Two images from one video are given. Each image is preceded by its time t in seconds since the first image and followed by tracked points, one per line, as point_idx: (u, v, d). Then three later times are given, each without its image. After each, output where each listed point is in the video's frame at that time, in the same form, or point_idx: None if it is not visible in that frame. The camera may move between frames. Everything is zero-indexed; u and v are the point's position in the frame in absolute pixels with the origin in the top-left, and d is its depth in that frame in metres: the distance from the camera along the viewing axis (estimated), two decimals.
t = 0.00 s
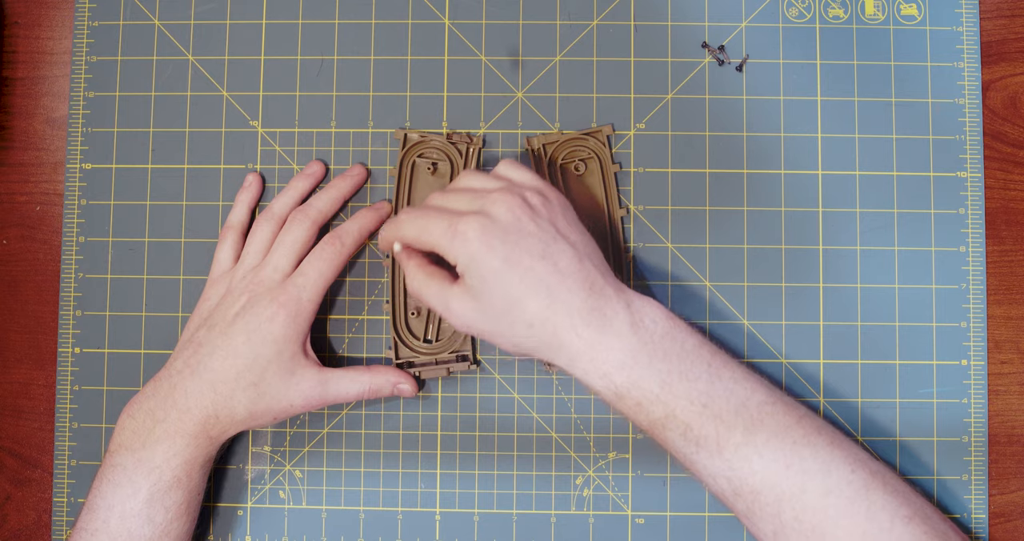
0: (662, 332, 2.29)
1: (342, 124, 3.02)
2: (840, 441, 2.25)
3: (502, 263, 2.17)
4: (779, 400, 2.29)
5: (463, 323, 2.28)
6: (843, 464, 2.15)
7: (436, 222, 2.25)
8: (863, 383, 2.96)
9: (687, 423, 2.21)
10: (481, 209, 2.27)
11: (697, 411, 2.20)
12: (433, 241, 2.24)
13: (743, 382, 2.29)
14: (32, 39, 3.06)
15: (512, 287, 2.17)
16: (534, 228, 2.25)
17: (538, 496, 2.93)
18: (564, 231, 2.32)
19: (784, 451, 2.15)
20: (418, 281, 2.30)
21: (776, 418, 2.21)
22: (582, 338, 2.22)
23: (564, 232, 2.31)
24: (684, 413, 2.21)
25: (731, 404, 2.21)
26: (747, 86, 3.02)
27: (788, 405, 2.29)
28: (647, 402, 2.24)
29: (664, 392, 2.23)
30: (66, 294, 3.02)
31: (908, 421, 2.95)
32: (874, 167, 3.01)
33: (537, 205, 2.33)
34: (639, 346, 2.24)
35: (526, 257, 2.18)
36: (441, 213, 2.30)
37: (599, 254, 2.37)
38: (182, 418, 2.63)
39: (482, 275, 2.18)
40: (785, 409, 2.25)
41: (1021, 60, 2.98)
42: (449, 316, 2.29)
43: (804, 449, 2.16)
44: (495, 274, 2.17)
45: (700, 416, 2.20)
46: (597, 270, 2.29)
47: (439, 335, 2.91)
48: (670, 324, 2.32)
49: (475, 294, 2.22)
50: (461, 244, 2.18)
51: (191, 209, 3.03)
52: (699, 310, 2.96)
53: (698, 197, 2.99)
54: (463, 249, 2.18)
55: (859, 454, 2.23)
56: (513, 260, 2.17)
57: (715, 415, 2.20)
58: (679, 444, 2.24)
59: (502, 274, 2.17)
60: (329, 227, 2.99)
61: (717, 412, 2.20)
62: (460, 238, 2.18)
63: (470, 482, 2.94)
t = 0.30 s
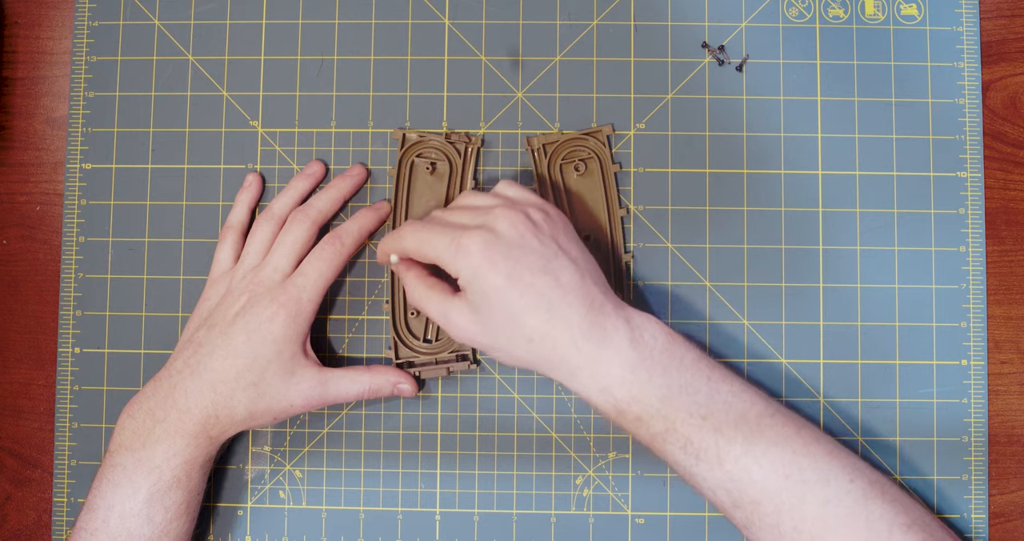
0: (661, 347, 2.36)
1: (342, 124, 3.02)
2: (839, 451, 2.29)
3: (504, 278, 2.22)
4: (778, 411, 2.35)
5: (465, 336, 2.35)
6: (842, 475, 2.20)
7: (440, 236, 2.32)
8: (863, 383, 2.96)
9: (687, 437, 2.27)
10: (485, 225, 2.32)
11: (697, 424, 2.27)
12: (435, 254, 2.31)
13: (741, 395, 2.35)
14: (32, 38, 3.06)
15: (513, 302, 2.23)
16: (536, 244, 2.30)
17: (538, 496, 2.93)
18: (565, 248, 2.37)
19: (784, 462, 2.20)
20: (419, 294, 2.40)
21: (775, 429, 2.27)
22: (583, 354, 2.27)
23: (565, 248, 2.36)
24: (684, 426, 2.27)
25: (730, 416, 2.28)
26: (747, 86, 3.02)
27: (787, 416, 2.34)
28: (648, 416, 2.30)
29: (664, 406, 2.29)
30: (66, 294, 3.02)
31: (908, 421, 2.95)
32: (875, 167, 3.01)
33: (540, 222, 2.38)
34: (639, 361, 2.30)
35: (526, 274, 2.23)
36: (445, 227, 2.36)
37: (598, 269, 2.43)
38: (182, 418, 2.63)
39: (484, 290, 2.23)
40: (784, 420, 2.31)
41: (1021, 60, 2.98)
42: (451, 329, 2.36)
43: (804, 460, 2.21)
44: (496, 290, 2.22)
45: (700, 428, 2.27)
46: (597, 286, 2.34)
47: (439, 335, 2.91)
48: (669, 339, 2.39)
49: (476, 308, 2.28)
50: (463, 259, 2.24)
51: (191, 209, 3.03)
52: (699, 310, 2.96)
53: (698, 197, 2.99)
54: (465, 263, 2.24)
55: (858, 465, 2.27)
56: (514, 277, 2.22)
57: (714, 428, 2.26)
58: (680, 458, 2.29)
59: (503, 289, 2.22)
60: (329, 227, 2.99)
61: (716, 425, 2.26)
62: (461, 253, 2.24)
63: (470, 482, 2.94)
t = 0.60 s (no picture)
0: (663, 345, 2.38)
1: (342, 124, 3.02)
2: (839, 452, 2.32)
3: (509, 272, 2.22)
4: (778, 411, 2.37)
5: (465, 331, 2.33)
6: (842, 475, 2.23)
7: (443, 227, 2.30)
8: (862, 383, 2.96)
9: (689, 435, 2.27)
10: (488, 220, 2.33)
11: (699, 422, 2.28)
12: (438, 246, 2.29)
13: (742, 394, 2.37)
14: (32, 38, 3.06)
15: (517, 296, 2.23)
16: (539, 240, 2.32)
17: (538, 497, 2.93)
18: (567, 246, 2.39)
19: (785, 461, 2.22)
20: (419, 291, 2.38)
21: (776, 429, 2.29)
22: (586, 349, 2.28)
23: (567, 246, 2.39)
24: (686, 424, 2.28)
25: (732, 414, 2.30)
26: (747, 86, 3.02)
27: (787, 417, 2.36)
28: (650, 413, 2.31)
29: (666, 403, 2.30)
30: (66, 294, 3.02)
31: (908, 421, 2.95)
32: (874, 167, 3.01)
33: (542, 219, 2.41)
34: (642, 357, 2.32)
35: (531, 268, 2.24)
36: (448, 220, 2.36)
37: (599, 269, 2.46)
38: (182, 419, 2.63)
39: (489, 284, 2.23)
40: (785, 420, 2.33)
41: (1021, 60, 2.98)
42: (452, 324, 2.34)
43: (804, 460, 2.23)
44: (501, 283, 2.22)
45: (702, 426, 2.28)
46: (600, 285, 2.36)
47: (439, 335, 2.92)
48: (671, 338, 2.42)
49: (479, 302, 2.27)
50: (468, 251, 2.23)
51: (191, 209, 3.03)
52: (699, 310, 2.96)
53: (698, 197, 2.99)
54: (470, 255, 2.24)
55: (858, 465, 2.30)
56: (518, 271, 2.22)
57: (716, 426, 2.27)
58: (682, 456, 2.30)
59: (508, 283, 2.22)
60: (329, 227, 2.99)
61: (719, 424, 2.27)
62: (466, 245, 2.24)
63: (470, 482, 2.94)
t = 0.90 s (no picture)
0: (661, 349, 2.40)
1: (342, 124, 3.02)
2: (838, 453, 2.37)
3: (508, 278, 2.22)
4: (776, 414, 2.41)
5: (463, 337, 2.34)
6: (842, 477, 2.28)
7: (441, 231, 2.27)
8: (863, 383, 2.96)
9: (689, 438, 2.31)
10: (487, 226, 2.31)
11: (699, 425, 2.31)
12: (436, 250, 2.27)
13: (741, 397, 2.40)
14: (32, 38, 3.06)
15: (517, 302, 2.24)
16: (538, 244, 2.32)
17: (538, 497, 2.93)
18: (565, 251, 2.39)
19: (785, 464, 2.26)
20: (416, 296, 2.36)
21: (775, 432, 2.33)
22: (585, 355, 2.30)
23: (565, 251, 2.38)
24: (686, 427, 2.32)
25: (731, 418, 2.33)
26: (747, 86, 3.02)
27: (785, 419, 2.40)
28: (649, 418, 2.33)
29: (666, 407, 2.33)
30: (66, 294, 3.02)
31: (908, 421, 2.95)
32: (875, 166, 3.01)
33: (541, 223, 2.40)
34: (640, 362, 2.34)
35: (530, 273, 2.24)
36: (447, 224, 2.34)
37: (596, 273, 2.46)
38: (182, 419, 2.63)
39: (487, 290, 2.23)
40: (783, 423, 2.37)
41: (1021, 60, 2.98)
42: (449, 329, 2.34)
43: (803, 462, 2.27)
44: (500, 289, 2.22)
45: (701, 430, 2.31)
46: (597, 290, 2.37)
47: (439, 335, 2.91)
48: (668, 341, 2.43)
49: (478, 308, 2.28)
50: (467, 256, 2.22)
51: (191, 209, 3.03)
52: (699, 310, 2.96)
53: (698, 197, 2.99)
54: (469, 261, 2.23)
55: (858, 466, 2.35)
56: (517, 277, 2.23)
57: (715, 430, 2.30)
58: (682, 459, 2.33)
59: (507, 289, 2.22)
60: (329, 228, 2.99)
61: (718, 427, 2.31)
62: (465, 250, 2.22)
63: (470, 482, 2.94)
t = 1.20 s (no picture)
0: (671, 372, 2.40)
1: (342, 124, 3.02)
2: (848, 467, 2.35)
3: (520, 307, 2.23)
4: (786, 432, 2.40)
5: (474, 367, 2.33)
6: (854, 491, 2.26)
7: (452, 261, 2.29)
8: (863, 383, 2.96)
9: (701, 459, 2.30)
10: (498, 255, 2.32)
11: (709, 446, 2.31)
12: (448, 280, 2.29)
13: (750, 416, 2.40)
14: (32, 38, 3.06)
15: (528, 331, 2.24)
16: (550, 274, 2.32)
17: (538, 496, 2.93)
18: (576, 277, 2.40)
19: (795, 481, 2.25)
20: (427, 327, 2.36)
21: (785, 449, 2.32)
22: (596, 380, 2.29)
23: (576, 278, 2.39)
24: (697, 449, 2.31)
25: (741, 437, 2.32)
26: (747, 86, 3.02)
27: (794, 436, 2.39)
28: (660, 440, 2.33)
29: (676, 430, 2.32)
30: (66, 294, 3.02)
31: (908, 421, 2.95)
32: (875, 167, 3.01)
33: (552, 252, 2.40)
34: (651, 386, 2.34)
35: (541, 302, 2.25)
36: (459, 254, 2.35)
37: (606, 299, 2.47)
38: (182, 419, 2.63)
39: (499, 319, 2.24)
40: (793, 440, 2.36)
41: (1021, 60, 2.98)
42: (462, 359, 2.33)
43: (815, 479, 2.26)
44: (512, 318, 2.23)
45: (712, 451, 2.30)
46: (607, 315, 2.37)
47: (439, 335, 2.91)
48: (678, 364, 2.44)
49: (489, 337, 2.28)
50: (479, 287, 2.24)
51: (191, 209, 3.03)
52: (699, 310, 2.96)
53: (698, 197, 2.99)
54: (481, 291, 2.24)
55: (867, 480, 2.34)
56: (529, 305, 2.24)
57: (727, 450, 2.30)
58: (695, 481, 2.32)
59: (519, 318, 2.23)
60: (329, 228, 2.99)
61: (729, 447, 2.30)
62: (476, 281, 2.24)
63: (470, 482, 2.94)
